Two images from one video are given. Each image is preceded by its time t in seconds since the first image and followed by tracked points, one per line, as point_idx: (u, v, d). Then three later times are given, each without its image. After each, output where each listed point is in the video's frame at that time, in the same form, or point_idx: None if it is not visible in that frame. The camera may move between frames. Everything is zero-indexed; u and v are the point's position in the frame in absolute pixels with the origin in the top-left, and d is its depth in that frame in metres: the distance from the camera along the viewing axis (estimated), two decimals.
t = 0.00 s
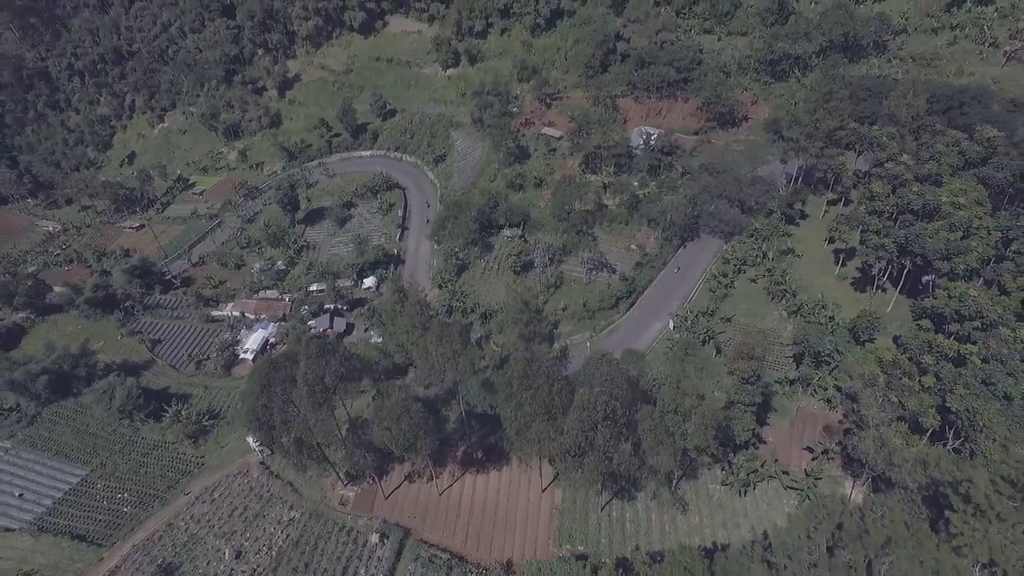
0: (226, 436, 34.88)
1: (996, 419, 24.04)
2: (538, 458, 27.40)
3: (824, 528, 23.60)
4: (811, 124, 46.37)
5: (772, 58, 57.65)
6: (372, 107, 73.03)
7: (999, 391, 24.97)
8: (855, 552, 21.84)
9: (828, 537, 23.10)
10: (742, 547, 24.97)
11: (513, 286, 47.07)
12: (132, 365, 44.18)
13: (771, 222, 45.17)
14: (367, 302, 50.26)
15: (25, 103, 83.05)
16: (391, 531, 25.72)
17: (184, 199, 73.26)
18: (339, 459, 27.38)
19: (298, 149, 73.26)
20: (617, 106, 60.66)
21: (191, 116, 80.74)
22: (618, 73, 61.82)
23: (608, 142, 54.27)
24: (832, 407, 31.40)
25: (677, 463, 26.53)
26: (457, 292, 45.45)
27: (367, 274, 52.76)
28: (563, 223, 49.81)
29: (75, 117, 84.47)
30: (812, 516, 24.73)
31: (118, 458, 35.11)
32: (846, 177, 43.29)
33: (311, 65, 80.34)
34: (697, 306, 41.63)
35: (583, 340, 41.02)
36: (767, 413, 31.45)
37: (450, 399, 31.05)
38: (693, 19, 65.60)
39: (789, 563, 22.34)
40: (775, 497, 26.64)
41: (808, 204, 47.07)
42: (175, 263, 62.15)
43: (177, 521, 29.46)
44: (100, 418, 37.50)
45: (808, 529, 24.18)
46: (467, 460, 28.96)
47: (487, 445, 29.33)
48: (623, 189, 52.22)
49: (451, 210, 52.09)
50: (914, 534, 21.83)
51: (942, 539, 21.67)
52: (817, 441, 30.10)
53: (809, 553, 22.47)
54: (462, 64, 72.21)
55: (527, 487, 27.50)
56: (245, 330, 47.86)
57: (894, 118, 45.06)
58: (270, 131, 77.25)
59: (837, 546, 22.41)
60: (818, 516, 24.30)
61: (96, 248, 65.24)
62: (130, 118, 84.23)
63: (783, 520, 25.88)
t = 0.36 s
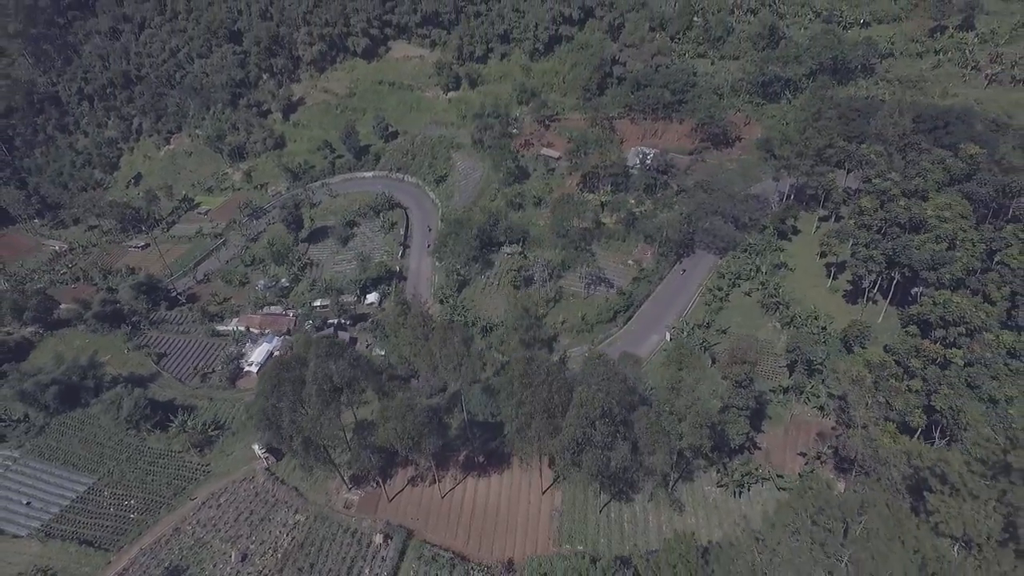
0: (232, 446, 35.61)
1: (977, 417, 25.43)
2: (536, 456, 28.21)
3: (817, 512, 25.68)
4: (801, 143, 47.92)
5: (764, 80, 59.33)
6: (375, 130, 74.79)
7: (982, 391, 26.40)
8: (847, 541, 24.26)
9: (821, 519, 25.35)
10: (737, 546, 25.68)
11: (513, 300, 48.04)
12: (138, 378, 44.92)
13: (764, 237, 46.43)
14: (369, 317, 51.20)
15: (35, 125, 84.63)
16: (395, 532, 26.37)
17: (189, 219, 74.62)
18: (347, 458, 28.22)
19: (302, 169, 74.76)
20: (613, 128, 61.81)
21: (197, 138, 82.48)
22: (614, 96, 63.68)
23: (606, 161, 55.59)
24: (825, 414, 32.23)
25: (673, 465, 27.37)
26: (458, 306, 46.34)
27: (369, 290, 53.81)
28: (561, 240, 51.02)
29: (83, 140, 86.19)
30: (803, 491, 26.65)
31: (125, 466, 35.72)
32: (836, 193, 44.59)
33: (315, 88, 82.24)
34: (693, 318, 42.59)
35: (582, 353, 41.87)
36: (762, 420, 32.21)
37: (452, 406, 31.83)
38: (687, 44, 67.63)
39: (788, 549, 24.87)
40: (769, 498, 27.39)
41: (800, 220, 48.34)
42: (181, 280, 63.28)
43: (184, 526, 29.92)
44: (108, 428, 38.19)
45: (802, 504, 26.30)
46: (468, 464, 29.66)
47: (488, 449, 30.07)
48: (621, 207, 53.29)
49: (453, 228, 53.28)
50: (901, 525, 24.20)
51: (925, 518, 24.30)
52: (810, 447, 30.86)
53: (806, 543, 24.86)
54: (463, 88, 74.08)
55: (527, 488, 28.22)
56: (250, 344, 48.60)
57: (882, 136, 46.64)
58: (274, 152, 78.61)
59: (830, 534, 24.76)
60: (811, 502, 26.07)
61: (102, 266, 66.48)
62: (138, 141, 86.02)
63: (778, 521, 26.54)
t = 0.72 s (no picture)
0: (238, 455, 36.28)
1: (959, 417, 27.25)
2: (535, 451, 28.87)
3: (801, 488, 26.54)
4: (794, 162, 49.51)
5: (756, 102, 61.05)
6: (377, 152, 76.44)
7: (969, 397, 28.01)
8: (822, 506, 24.93)
9: (807, 492, 26.17)
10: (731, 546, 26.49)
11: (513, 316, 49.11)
12: (144, 391, 45.67)
13: (757, 253, 47.71)
14: (372, 332, 52.25)
15: (44, 148, 86.05)
16: (399, 534, 27.15)
17: (194, 238, 75.98)
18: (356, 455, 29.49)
19: (305, 190, 76.14)
20: (609, 149, 62.58)
21: (203, 160, 84.09)
22: (609, 121, 64.52)
23: (604, 181, 56.75)
24: (817, 421, 33.05)
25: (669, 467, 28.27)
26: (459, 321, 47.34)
27: (372, 306, 54.85)
28: (560, 258, 52.35)
29: (90, 162, 87.90)
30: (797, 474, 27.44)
31: (132, 475, 36.34)
32: (827, 209, 45.90)
33: (320, 111, 84.07)
34: (689, 331, 43.65)
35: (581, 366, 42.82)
36: (756, 427, 33.03)
37: (453, 414, 32.58)
38: (682, 68, 69.28)
39: (769, 522, 25.97)
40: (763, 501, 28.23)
41: (792, 237, 49.75)
42: (186, 298, 64.41)
43: (191, 531, 30.53)
44: (114, 439, 38.79)
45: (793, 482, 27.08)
46: (470, 469, 30.45)
47: (489, 455, 30.88)
48: (620, 225, 54.02)
49: (454, 246, 54.38)
50: (880, 496, 23.84)
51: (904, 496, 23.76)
52: (803, 453, 31.72)
53: (785, 515, 25.77)
54: (464, 111, 75.86)
55: (529, 490, 29.04)
56: (255, 357, 49.64)
57: (872, 156, 47.94)
58: (279, 173, 79.87)
59: (808, 502, 25.68)
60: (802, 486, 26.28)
61: (107, 285, 67.64)
62: (144, 163, 87.70)
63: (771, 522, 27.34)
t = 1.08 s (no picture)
0: (243, 464, 37.00)
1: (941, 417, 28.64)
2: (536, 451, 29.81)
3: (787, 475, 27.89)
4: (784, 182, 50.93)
5: (748, 125, 62.92)
6: (380, 174, 78.11)
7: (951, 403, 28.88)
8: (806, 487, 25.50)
9: (794, 473, 27.32)
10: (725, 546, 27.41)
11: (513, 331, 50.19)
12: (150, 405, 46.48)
13: (751, 269, 49.00)
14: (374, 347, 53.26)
15: (52, 170, 88.13)
16: (403, 536, 28.04)
17: (199, 258, 77.35)
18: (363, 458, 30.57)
19: (309, 211, 77.62)
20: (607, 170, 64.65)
21: (208, 182, 85.69)
22: (605, 144, 66.12)
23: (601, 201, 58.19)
24: (809, 430, 33.90)
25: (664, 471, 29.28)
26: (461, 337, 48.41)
27: (375, 322, 55.92)
28: (559, 275, 53.51)
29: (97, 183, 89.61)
30: (788, 462, 28.67)
31: (138, 484, 37.00)
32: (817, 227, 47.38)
33: (323, 135, 85.63)
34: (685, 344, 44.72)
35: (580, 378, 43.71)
36: (750, 436, 33.96)
37: (455, 423, 33.50)
38: (676, 92, 71.17)
39: (756, 500, 26.75)
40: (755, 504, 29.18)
41: (784, 253, 51.21)
42: (191, 315, 65.54)
43: (197, 537, 31.19)
44: (121, 450, 39.51)
45: (784, 467, 28.50)
46: (472, 475, 31.40)
47: (491, 461, 31.82)
48: (617, 243, 55.36)
49: (455, 264, 55.58)
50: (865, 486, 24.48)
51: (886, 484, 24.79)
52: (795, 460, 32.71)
53: (770, 490, 26.59)
54: (464, 134, 77.77)
55: (529, 493, 30.06)
56: (259, 372, 50.12)
57: (860, 176, 49.45)
58: (282, 195, 81.49)
59: (790, 479, 26.68)
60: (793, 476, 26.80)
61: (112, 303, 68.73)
62: (150, 184, 89.31)
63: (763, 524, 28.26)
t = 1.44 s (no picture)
0: (249, 474, 37.78)
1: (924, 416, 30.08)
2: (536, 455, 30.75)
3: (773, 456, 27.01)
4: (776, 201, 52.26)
5: (742, 147, 64.74)
6: (382, 196, 79.71)
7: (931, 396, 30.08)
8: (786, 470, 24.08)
9: (777, 457, 25.81)
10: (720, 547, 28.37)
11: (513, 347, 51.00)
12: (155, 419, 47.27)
13: (745, 286, 50.16)
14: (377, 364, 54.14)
15: (60, 192, 89.81)
16: (407, 540, 28.92)
17: (203, 278, 78.60)
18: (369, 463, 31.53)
19: (312, 232, 79.06)
20: (606, 192, 66.15)
21: (213, 204, 87.24)
22: (603, 167, 68.09)
23: (599, 221, 59.60)
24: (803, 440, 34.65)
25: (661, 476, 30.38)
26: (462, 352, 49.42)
27: (377, 339, 56.89)
28: (558, 292, 54.57)
29: (104, 206, 91.31)
30: (775, 451, 27.20)
31: (145, 495, 37.67)
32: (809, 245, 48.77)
33: (327, 159, 87.24)
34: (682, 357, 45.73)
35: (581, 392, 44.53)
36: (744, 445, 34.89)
37: (458, 433, 34.49)
38: (671, 116, 73.18)
39: (739, 486, 25.36)
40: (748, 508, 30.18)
41: (777, 271, 52.54)
42: (195, 333, 66.52)
43: (205, 543, 31.96)
44: (129, 461, 40.24)
45: (771, 452, 27.12)
46: (473, 481, 32.33)
47: (492, 469, 32.81)
48: (614, 262, 56.68)
49: (456, 282, 56.75)
50: (847, 473, 23.14)
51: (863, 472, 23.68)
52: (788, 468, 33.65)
53: (753, 474, 25.23)
54: (465, 157, 79.64)
55: (529, 497, 31.03)
56: (264, 387, 50.97)
57: (850, 196, 51.09)
58: (287, 216, 82.99)
59: (772, 462, 25.25)
60: (775, 459, 25.41)
61: (118, 321, 69.77)
62: (156, 207, 90.96)
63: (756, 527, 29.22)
